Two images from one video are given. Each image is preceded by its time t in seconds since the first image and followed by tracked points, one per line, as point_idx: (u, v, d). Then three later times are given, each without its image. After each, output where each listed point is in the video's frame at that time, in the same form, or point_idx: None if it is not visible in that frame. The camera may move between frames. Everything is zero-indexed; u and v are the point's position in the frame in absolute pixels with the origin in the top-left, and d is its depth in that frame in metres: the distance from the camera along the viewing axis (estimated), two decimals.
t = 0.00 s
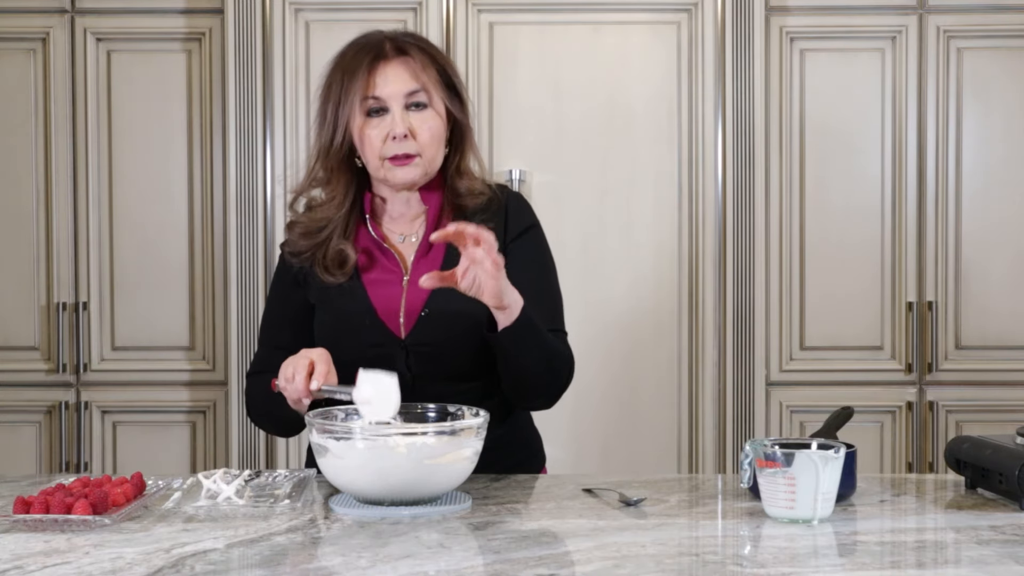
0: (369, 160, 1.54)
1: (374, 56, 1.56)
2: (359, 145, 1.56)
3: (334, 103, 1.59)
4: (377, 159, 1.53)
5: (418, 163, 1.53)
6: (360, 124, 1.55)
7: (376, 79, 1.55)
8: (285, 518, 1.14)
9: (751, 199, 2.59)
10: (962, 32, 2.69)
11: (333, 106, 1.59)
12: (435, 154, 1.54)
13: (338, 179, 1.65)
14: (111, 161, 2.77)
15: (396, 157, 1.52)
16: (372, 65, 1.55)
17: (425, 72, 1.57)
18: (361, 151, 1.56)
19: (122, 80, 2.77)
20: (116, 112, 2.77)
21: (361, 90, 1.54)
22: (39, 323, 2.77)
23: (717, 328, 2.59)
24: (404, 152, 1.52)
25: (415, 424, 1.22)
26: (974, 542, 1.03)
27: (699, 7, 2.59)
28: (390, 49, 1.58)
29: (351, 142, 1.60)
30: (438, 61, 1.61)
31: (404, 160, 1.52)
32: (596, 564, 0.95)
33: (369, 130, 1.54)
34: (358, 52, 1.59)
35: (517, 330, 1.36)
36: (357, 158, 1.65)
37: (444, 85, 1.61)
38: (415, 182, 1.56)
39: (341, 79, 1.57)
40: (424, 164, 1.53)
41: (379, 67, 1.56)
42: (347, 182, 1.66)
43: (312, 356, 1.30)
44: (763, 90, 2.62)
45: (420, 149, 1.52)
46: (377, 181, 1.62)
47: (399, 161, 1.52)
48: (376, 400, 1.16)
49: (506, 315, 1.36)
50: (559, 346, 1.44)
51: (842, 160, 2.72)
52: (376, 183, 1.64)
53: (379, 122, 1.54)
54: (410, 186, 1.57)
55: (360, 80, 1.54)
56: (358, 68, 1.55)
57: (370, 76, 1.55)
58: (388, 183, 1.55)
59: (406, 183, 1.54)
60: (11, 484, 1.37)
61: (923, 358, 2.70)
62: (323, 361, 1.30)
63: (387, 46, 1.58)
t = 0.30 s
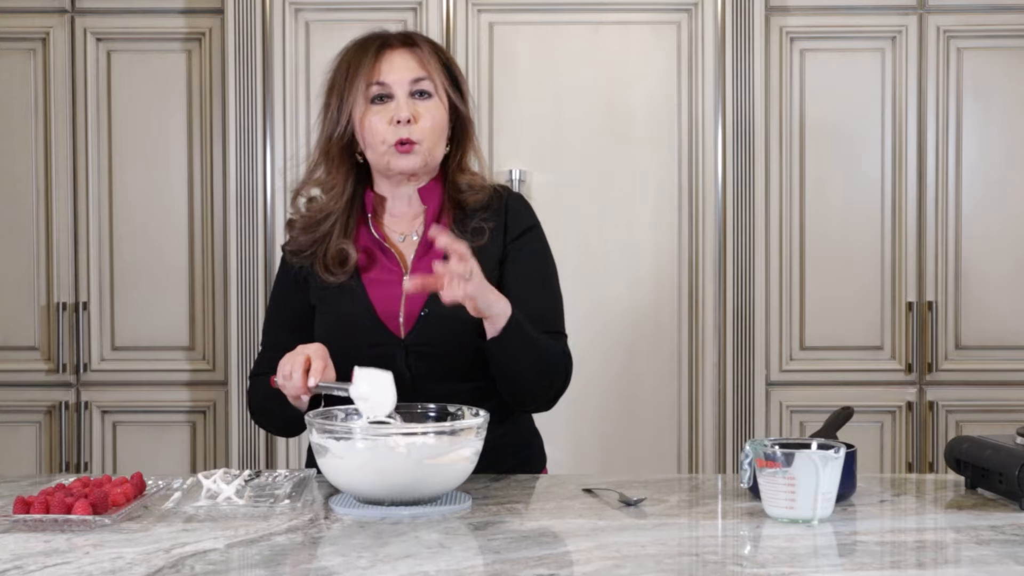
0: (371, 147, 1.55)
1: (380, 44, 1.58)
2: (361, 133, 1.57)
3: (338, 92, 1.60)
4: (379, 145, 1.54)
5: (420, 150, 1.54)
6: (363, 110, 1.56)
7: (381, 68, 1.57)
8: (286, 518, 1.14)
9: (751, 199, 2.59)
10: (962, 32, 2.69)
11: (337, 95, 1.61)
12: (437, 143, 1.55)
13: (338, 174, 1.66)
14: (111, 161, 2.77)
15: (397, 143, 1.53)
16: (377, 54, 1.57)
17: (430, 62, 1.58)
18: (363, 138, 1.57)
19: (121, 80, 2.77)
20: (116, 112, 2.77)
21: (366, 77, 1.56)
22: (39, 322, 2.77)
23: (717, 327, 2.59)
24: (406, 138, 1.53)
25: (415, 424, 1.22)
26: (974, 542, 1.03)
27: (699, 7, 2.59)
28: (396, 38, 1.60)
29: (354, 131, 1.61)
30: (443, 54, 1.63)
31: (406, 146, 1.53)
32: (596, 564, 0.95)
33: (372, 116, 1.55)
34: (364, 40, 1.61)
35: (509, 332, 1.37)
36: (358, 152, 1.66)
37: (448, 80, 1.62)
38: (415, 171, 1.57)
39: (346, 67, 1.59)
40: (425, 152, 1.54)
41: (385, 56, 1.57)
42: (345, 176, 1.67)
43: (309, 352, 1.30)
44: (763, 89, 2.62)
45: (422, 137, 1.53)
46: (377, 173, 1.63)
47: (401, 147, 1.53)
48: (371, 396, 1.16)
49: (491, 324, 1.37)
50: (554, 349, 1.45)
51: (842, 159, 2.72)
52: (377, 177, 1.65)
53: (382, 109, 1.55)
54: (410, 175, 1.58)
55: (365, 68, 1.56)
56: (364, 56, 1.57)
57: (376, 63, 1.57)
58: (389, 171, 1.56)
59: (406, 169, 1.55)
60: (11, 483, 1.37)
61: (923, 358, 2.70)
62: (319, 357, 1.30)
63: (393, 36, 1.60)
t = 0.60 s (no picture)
0: (372, 147, 1.55)
1: (384, 45, 1.58)
2: (362, 132, 1.57)
3: (341, 91, 1.60)
4: (380, 146, 1.54)
5: (421, 152, 1.54)
6: (365, 110, 1.56)
7: (384, 69, 1.57)
8: (286, 518, 1.14)
9: (751, 199, 2.59)
10: (962, 32, 2.69)
11: (339, 94, 1.61)
12: (438, 145, 1.56)
13: (338, 173, 1.67)
14: (111, 161, 2.77)
15: (398, 145, 1.54)
16: (381, 55, 1.57)
17: (434, 65, 1.58)
18: (363, 138, 1.57)
19: (121, 79, 2.77)
20: (115, 112, 2.77)
21: (369, 77, 1.56)
22: (39, 323, 2.77)
23: (717, 327, 2.59)
24: (409, 139, 1.53)
25: (415, 425, 1.22)
26: (974, 542, 1.03)
27: (699, 7, 2.59)
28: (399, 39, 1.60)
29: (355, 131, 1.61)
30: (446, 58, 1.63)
31: (407, 148, 1.54)
32: (596, 564, 0.95)
33: (374, 116, 1.55)
34: (369, 40, 1.60)
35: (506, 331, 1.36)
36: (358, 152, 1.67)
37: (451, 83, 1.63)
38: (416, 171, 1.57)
39: (349, 67, 1.59)
40: (426, 154, 1.55)
41: (389, 57, 1.58)
42: (346, 176, 1.67)
43: (309, 353, 1.30)
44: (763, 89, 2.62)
45: (424, 139, 1.54)
46: (377, 173, 1.63)
47: (403, 148, 1.54)
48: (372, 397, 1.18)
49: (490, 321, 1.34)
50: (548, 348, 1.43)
51: (842, 159, 2.72)
52: (376, 177, 1.65)
53: (385, 109, 1.55)
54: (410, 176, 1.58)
55: (369, 69, 1.56)
56: (368, 57, 1.57)
57: (379, 64, 1.57)
58: (389, 172, 1.56)
59: (406, 170, 1.55)
60: (11, 483, 1.37)
61: (923, 358, 2.70)
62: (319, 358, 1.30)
63: (397, 38, 1.60)
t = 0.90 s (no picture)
0: (371, 154, 1.55)
1: (381, 50, 1.58)
2: (361, 138, 1.56)
3: (339, 96, 1.59)
4: (380, 153, 1.53)
5: (421, 157, 1.54)
6: (363, 117, 1.56)
7: (382, 74, 1.56)
8: (286, 518, 1.14)
9: (751, 200, 2.59)
10: (962, 33, 2.69)
11: (337, 99, 1.60)
12: (438, 151, 1.55)
13: (339, 175, 1.66)
14: (111, 162, 2.77)
15: (399, 151, 1.53)
16: (379, 60, 1.57)
17: (432, 69, 1.58)
18: (363, 144, 1.57)
19: (121, 79, 2.77)
20: (115, 112, 2.77)
21: (367, 83, 1.55)
22: (39, 323, 2.77)
23: (716, 327, 2.59)
24: (409, 146, 1.53)
25: (415, 425, 1.22)
26: (974, 543, 1.03)
27: (699, 7, 2.59)
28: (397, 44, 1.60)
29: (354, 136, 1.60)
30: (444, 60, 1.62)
31: (407, 153, 1.53)
32: (596, 564, 0.95)
33: (373, 123, 1.54)
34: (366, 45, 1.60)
35: (507, 334, 1.37)
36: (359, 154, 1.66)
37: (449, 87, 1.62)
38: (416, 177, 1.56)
39: (347, 73, 1.58)
40: (426, 159, 1.54)
41: (387, 62, 1.57)
42: (347, 179, 1.66)
43: (311, 357, 1.30)
44: (763, 89, 2.62)
45: (424, 144, 1.53)
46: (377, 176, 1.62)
47: (403, 154, 1.53)
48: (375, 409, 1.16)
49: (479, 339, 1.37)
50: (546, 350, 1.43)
51: (842, 159, 2.72)
52: (376, 179, 1.64)
53: (384, 115, 1.55)
54: (409, 181, 1.58)
55: (368, 75, 1.55)
56: (366, 62, 1.56)
57: (378, 69, 1.56)
58: (389, 177, 1.56)
59: (407, 175, 1.54)
60: (11, 483, 1.37)
61: (923, 358, 2.70)
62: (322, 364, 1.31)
63: (394, 42, 1.60)
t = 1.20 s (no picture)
0: (372, 152, 1.55)
1: (382, 48, 1.58)
2: (363, 136, 1.57)
3: (341, 95, 1.60)
4: (381, 151, 1.54)
5: (422, 155, 1.54)
6: (365, 114, 1.56)
7: (383, 72, 1.57)
8: (286, 518, 1.14)
9: (751, 200, 2.59)
10: (962, 33, 2.69)
11: (339, 99, 1.61)
12: (439, 147, 1.55)
13: (341, 174, 1.66)
14: (111, 162, 2.77)
15: (400, 148, 1.53)
16: (380, 59, 1.57)
17: (433, 66, 1.58)
18: (365, 142, 1.57)
19: (121, 80, 2.77)
20: (116, 112, 2.77)
21: (368, 82, 1.56)
22: (39, 323, 2.77)
23: (717, 326, 2.59)
24: (410, 143, 1.53)
25: (415, 425, 1.22)
26: (974, 542, 1.03)
27: (699, 7, 2.59)
28: (398, 42, 1.60)
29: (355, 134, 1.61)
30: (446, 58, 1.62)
31: (408, 150, 1.54)
32: (596, 564, 0.95)
33: (374, 120, 1.55)
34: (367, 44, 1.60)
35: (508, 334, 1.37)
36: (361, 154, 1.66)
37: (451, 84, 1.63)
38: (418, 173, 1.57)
39: (348, 73, 1.59)
40: (427, 157, 1.54)
41: (387, 60, 1.58)
42: (349, 179, 1.67)
43: (311, 354, 1.30)
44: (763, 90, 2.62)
45: (425, 141, 1.53)
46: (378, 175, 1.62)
47: (403, 151, 1.54)
48: (376, 399, 1.16)
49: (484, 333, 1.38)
50: (550, 350, 1.44)
51: (842, 159, 2.72)
52: (379, 178, 1.64)
53: (385, 113, 1.55)
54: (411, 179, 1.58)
55: (368, 72, 1.56)
56: (366, 61, 1.57)
57: (378, 68, 1.57)
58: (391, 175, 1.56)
59: (410, 171, 1.55)
60: (11, 483, 1.37)
61: (923, 358, 2.70)
62: (322, 359, 1.30)
63: (395, 40, 1.60)
